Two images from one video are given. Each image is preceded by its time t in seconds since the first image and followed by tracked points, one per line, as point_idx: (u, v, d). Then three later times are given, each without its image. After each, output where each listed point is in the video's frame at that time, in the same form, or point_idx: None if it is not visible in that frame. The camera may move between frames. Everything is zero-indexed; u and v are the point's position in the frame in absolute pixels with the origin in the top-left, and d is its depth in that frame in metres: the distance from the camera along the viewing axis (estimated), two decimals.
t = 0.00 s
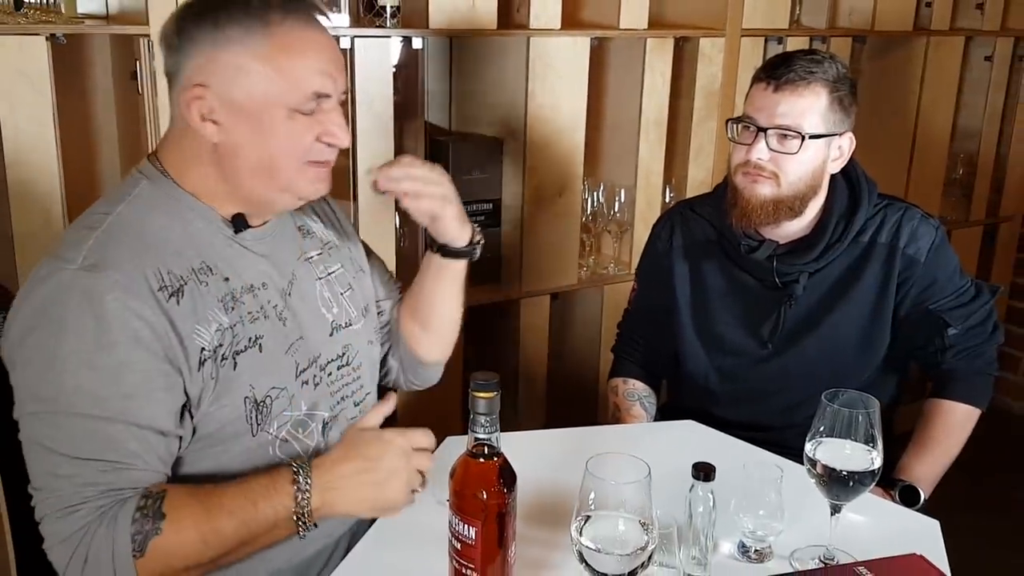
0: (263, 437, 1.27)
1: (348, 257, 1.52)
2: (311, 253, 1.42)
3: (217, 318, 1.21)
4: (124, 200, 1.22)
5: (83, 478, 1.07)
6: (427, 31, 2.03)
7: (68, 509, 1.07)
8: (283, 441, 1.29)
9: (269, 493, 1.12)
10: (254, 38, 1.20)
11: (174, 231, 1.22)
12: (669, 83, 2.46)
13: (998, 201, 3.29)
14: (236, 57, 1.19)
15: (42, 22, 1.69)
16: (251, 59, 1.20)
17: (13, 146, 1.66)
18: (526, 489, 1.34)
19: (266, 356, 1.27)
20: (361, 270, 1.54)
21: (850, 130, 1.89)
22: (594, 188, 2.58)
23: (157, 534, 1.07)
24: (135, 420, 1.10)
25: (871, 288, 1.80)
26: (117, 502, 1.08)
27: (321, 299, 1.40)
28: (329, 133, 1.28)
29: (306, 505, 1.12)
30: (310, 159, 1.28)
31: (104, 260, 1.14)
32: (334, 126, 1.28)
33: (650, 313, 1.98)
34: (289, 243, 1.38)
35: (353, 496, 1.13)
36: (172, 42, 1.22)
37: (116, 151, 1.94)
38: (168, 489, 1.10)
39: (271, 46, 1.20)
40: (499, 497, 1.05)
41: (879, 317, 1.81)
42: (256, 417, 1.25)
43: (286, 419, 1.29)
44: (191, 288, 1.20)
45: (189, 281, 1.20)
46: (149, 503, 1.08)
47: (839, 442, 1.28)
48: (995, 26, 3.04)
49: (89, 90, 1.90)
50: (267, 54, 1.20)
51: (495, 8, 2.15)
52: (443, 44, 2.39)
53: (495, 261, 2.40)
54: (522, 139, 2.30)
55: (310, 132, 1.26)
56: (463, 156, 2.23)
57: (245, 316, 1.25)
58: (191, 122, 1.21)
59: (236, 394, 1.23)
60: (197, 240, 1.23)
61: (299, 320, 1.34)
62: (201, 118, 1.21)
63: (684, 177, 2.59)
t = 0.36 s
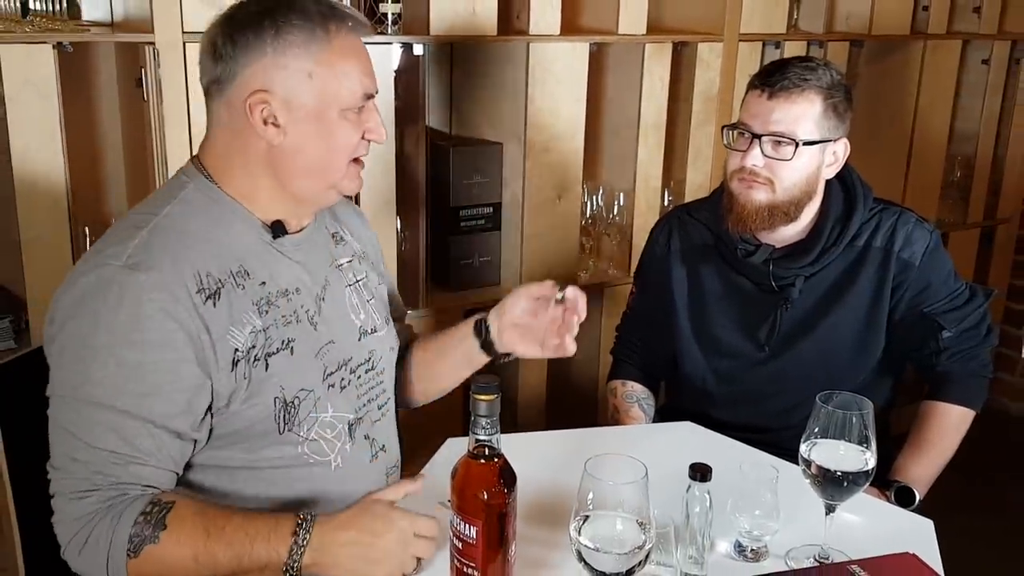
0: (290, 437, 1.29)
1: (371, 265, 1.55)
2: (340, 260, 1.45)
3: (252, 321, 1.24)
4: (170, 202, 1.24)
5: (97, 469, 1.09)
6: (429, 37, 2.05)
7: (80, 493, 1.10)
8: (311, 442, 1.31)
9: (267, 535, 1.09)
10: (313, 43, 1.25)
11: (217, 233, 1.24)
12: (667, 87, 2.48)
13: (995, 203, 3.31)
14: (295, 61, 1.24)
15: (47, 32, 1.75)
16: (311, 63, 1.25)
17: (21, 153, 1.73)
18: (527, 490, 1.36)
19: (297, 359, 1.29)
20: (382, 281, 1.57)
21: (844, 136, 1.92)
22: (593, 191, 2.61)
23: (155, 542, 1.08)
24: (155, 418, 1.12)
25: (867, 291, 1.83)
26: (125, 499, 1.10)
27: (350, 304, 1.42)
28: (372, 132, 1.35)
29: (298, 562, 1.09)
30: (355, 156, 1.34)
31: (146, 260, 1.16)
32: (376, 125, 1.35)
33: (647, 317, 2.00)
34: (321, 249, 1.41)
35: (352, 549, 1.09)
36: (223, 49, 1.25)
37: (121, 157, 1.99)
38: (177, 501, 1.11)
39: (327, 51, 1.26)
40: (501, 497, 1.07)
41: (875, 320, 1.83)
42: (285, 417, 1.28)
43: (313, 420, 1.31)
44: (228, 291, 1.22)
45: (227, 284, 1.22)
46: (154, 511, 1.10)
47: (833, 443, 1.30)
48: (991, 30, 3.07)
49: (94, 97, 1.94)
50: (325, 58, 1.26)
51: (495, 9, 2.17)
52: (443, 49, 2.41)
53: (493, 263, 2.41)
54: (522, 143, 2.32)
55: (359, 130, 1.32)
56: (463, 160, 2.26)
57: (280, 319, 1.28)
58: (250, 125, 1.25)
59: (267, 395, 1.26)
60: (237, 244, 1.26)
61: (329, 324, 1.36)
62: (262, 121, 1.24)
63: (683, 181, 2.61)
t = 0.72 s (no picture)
0: (291, 439, 1.30)
1: (369, 270, 1.56)
2: (340, 264, 1.46)
3: (254, 323, 1.25)
4: (174, 204, 1.25)
5: (100, 470, 1.10)
6: (427, 41, 2.07)
7: (82, 493, 1.11)
8: (311, 444, 1.32)
9: (269, 542, 1.12)
10: (363, 85, 1.23)
11: (221, 235, 1.25)
12: (667, 90, 2.49)
13: (993, 205, 3.32)
14: (343, 97, 1.23)
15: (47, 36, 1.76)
16: (355, 103, 1.23)
17: (21, 157, 1.74)
18: (526, 493, 1.37)
19: (299, 361, 1.30)
20: (379, 286, 1.58)
21: (840, 139, 1.92)
22: (592, 195, 2.62)
23: (156, 546, 1.10)
24: (157, 420, 1.13)
25: (863, 293, 1.84)
26: (126, 502, 1.11)
27: (350, 308, 1.43)
28: (386, 179, 1.33)
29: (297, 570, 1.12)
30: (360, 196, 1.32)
31: (150, 261, 1.16)
32: (392, 176, 1.33)
33: (645, 319, 2.02)
34: (322, 253, 1.42)
35: (348, 557, 1.13)
36: (278, 58, 1.22)
37: (121, 160, 2.00)
38: (178, 506, 1.13)
39: (375, 98, 1.24)
40: (498, 499, 1.08)
41: (872, 321, 1.84)
42: (287, 419, 1.28)
43: (314, 422, 1.32)
44: (232, 293, 1.23)
45: (231, 286, 1.23)
46: (155, 515, 1.11)
47: (830, 445, 1.31)
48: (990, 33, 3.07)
49: (92, 100, 1.95)
50: (372, 101, 1.24)
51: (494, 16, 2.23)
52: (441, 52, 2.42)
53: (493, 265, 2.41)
54: (520, 146, 2.35)
55: (376, 176, 1.31)
56: (462, 164, 2.27)
57: (282, 322, 1.29)
58: (277, 139, 1.24)
59: (270, 396, 1.27)
60: (241, 247, 1.26)
61: (330, 327, 1.37)
62: (290, 139, 1.23)
63: (681, 183, 2.62)
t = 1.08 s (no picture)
0: (286, 448, 1.30)
1: (369, 275, 1.56)
2: (339, 270, 1.45)
3: (249, 332, 1.25)
4: (170, 211, 1.25)
5: (97, 480, 1.11)
6: (429, 43, 2.07)
7: (79, 503, 1.12)
8: (307, 453, 1.32)
9: (268, 548, 1.13)
10: (345, 76, 1.24)
11: (217, 243, 1.25)
12: (667, 92, 2.49)
13: (995, 206, 3.32)
14: (327, 90, 1.23)
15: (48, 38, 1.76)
16: (340, 94, 1.24)
17: (22, 160, 1.74)
18: (526, 494, 1.37)
19: (295, 370, 1.30)
20: (381, 291, 1.57)
21: (841, 138, 1.92)
22: (593, 196, 2.62)
23: (154, 554, 1.10)
24: (153, 429, 1.14)
25: (864, 292, 1.85)
26: (124, 511, 1.12)
27: (349, 315, 1.43)
28: (383, 165, 1.34)
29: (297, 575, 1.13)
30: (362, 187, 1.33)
31: (145, 270, 1.17)
32: (388, 160, 1.34)
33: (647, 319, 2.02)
34: (320, 260, 1.41)
35: (346, 561, 1.13)
36: (256, 62, 1.23)
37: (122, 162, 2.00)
38: (176, 514, 1.13)
39: (357, 86, 1.25)
40: (498, 500, 1.08)
41: (873, 321, 1.85)
42: (282, 428, 1.29)
43: (310, 431, 1.32)
44: (227, 302, 1.23)
45: (226, 295, 1.23)
46: (153, 523, 1.11)
47: (830, 446, 1.31)
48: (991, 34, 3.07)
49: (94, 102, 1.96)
50: (355, 89, 1.25)
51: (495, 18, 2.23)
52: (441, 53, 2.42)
53: (492, 266, 2.42)
54: (520, 147, 2.34)
55: (373, 163, 1.32)
56: (463, 166, 2.27)
57: (278, 330, 1.29)
58: (266, 143, 1.25)
59: (265, 405, 1.27)
60: (237, 255, 1.26)
61: (327, 335, 1.37)
62: (281, 140, 1.24)
63: (683, 185, 2.62)
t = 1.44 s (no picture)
0: (284, 456, 1.30)
1: (368, 275, 1.55)
2: (336, 273, 1.45)
3: (244, 340, 1.24)
4: (164, 217, 1.24)
5: (93, 491, 1.11)
6: (428, 45, 2.06)
7: (75, 515, 1.12)
8: (305, 460, 1.32)
9: (266, 556, 1.12)
10: (338, 75, 1.24)
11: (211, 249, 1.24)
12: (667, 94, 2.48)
13: (995, 208, 3.31)
14: (322, 89, 1.23)
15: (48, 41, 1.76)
16: (336, 94, 1.24)
17: (22, 162, 1.74)
18: (527, 498, 1.37)
19: (292, 377, 1.30)
20: (380, 292, 1.56)
21: (844, 130, 1.93)
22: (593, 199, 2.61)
23: (151, 564, 1.10)
24: (149, 439, 1.13)
25: (866, 289, 1.84)
26: (120, 521, 1.12)
27: (347, 319, 1.42)
28: (384, 159, 1.34)
29: None
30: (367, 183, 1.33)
31: (139, 277, 1.16)
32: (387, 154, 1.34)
33: (649, 316, 2.01)
34: (317, 263, 1.41)
35: (345, 566, 1.13)
36: (247, 69, 1.22)
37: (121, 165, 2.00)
38: (173, 523, 1.13)
39: (351, 83, 1.25)
40: (498, 505, 1.08)
41: (875, 317, 1.84)
42: (279, 436, 1.28)
43: (308, 438, 1.32)
44: (223, 309, 1.22)
45: (221, 302, 1.22)
46: (150, 533, 1.11)
47: (831, 449, 1.31)
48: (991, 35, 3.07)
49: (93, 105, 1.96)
50: (349, 87, 1.25)
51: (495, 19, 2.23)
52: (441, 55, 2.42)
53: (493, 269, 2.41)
54: (519, 149, 2.33)
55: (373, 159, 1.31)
56: (462, 168, 2.27)
57: (273, 337, 1.28)
58: (264, 149, 1.24)
59: (261, 414, 1.26)
60: (232, 261, 1.25)
61: (324, 340, 1.36)
62: (281, 146, 1.23)
63: (683, 186, 2.61)
